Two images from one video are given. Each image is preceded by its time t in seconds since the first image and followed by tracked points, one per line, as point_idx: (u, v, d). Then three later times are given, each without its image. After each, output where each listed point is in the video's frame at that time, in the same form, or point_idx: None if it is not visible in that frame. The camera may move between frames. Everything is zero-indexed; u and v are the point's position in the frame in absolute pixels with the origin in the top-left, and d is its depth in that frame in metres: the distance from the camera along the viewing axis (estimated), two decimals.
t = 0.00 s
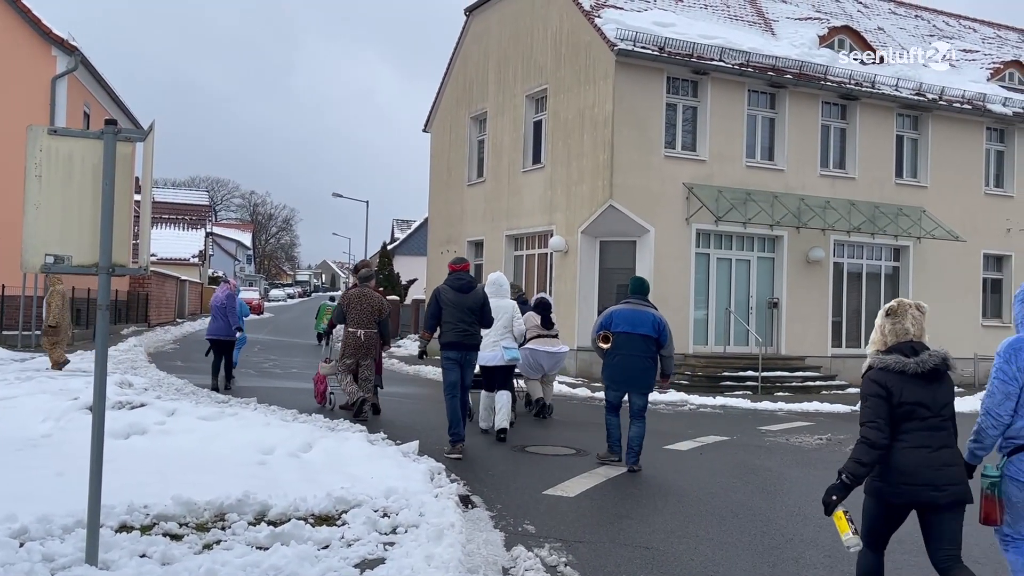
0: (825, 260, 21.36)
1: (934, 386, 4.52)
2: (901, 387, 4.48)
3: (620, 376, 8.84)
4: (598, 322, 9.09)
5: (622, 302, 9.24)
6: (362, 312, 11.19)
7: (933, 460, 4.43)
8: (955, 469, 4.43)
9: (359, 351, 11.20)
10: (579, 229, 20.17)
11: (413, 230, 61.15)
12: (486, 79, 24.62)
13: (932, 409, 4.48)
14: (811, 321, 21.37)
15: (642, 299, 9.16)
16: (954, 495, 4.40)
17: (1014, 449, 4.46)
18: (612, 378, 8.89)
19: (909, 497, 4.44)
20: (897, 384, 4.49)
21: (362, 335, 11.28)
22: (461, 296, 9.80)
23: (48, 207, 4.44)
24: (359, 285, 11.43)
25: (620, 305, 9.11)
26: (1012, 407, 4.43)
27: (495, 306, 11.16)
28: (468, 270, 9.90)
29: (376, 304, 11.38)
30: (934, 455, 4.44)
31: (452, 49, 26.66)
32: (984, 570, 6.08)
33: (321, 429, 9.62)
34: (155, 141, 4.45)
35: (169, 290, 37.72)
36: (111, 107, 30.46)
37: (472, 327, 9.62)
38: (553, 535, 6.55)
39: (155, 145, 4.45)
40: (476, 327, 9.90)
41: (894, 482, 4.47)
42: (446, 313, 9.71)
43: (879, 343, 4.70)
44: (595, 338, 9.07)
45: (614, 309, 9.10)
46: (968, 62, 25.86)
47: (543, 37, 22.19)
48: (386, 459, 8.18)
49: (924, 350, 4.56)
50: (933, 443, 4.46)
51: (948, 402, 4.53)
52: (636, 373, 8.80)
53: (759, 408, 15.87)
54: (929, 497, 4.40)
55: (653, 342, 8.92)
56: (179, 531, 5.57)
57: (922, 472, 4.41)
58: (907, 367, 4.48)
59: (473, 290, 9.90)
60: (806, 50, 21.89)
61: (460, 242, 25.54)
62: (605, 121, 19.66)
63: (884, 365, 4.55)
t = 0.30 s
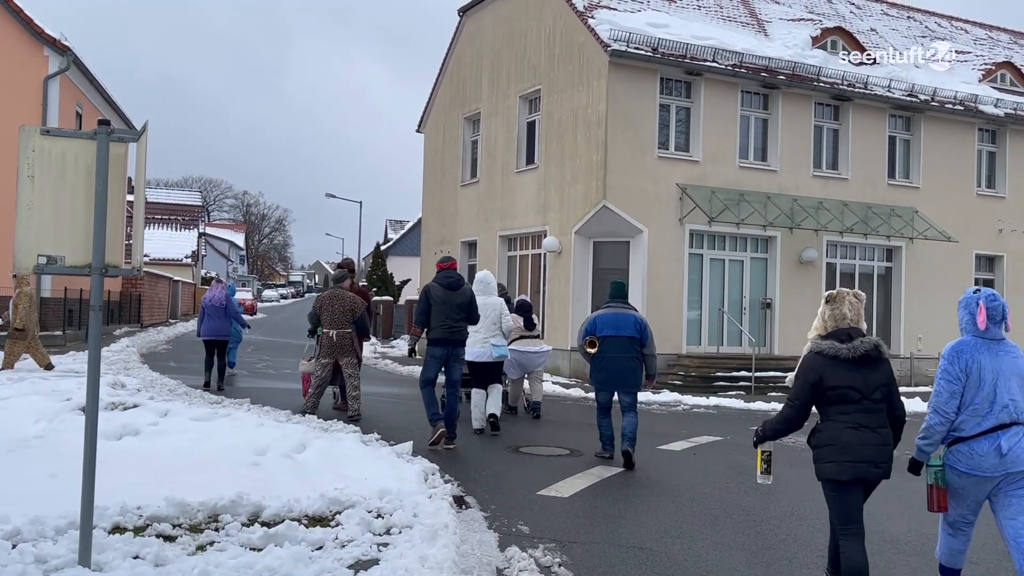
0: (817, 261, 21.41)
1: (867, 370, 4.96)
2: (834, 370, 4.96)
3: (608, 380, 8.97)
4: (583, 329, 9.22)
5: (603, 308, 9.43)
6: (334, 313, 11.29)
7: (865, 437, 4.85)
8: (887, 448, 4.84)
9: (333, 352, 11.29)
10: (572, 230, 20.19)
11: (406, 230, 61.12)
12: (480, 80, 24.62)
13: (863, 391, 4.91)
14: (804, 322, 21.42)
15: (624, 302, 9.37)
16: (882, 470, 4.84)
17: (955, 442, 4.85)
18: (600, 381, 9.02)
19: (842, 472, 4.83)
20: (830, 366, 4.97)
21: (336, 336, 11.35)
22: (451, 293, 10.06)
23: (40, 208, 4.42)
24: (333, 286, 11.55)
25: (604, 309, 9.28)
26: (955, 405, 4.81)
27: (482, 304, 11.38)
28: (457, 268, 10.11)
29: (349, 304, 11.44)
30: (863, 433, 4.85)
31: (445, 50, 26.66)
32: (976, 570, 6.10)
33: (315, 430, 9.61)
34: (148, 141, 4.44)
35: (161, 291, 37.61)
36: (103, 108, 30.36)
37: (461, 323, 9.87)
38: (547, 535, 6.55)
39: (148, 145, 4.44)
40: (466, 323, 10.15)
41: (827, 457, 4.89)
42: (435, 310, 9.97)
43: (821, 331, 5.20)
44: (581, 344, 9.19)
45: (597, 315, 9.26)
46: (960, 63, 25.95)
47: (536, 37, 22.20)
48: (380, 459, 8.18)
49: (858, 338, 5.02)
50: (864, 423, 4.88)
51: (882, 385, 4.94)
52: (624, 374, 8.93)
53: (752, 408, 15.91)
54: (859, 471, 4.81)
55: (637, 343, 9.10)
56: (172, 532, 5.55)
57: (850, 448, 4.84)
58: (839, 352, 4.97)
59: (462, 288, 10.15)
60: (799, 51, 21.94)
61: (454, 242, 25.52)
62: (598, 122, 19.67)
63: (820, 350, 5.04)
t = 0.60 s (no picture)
0: (812, 261, 21.45)
1: (820, 367, 5.24)
2: (789, 366, 5.24)
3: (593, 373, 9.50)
4: (569, 323, 9.74)
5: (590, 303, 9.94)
6: (308, 310, 11.36)
7: (814, 430, 5.15)
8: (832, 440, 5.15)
9: (311, 349, 11.35)
10: (567, 231, 20.20)
11: (401, 232, 61.11)
12: (475, 81, 24.61)
13: (815, 386, 5.19)
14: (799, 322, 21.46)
15: (608, 297, 9.79)
16: (827, 461, 5.15)
17: (910, 423, 5.37)
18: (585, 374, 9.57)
19: (790, 461, 5.15)
20: (786, 362, 5.25)
21: (313, 333, 11.41)
22: (435, 297, 10.13)
23: (34, 209, 4.41)
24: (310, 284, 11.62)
25: (590, 305, 9.76)
26: (906, 388, 5.33)
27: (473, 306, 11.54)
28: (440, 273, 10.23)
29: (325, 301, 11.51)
30: (811, 426, 5.15)
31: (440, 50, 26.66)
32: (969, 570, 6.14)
33: (310, 431, 9.61)
34: (142, 141, 4.44)
35: (156, 292, 37.53)
36: (97, 109, 30.31)
37: (445, 327, 10.00)
38: (543, 536, 6.57)
39: (143, 146, 4.43)
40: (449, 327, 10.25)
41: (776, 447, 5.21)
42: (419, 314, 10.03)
43: (784, 326, 5.48)
44: (568, 337, 9.72)
45: (584, 310, 9.78)
46: (954, 64, 26.03)
47: (531, 38, 22.21)
48: (376, 460, 8.18)
49: (813, 336, 5.30)
50: (813, 417, 5.17)
51: (832, 381, 5.22)
52: (608, 368, 9.43)
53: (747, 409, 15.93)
54: (805, 463, 5.13)
55: (621, 338, 9.60)
56: (167, 534, 5.55)
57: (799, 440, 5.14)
58: (795, 349, 5.25)
59: (446, 290, 10.24)
60: (794, 52, 21.98)
61: (449, 243, 25.52)
62: (593, 122, 19.69)
63: (779, 346, 5.32)
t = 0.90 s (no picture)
0: (810, 262, 21.46)
1: (782, 359, 5.65)
2: (754, 357, 5.62)
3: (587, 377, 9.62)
4: (567, 325, 9.85)
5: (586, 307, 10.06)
6: (297, 311, 11.53)
7: (778, 418, 5.54)
8: (794, 428, 5.53)
9: (301, 350, 11.54)
10: (565, 231, 20.22)
11: (399, 233, 61.13)
12: (473, 81, 24.61)
13: (777, 376, 5.59)
14: (797, 323, 21.47)
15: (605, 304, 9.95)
16: (790, 449, 5.50)
17: (877, 421, 5.70)
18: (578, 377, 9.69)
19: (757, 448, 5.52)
20: (754, 354, 5.62)
21: (302, 334, 11.59)
22: (417, 293, 10.72)
23: (32, 210, 4.42)
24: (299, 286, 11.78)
25: (587, 310, 9.90)
26: (873, 387, 5.68)
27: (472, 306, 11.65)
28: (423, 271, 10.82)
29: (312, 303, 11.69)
30: (776, 415, 5.54)
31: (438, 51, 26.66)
32: (966, 570, 6.15)
33: (309, 432, 9.60)
34: (139, 141, 4.44)
35: (154, 292, 37.48)
36: (95, 109, 30.29)
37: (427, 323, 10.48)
38: (541, 536, 6.56)
39: (141, 147, 4.43)
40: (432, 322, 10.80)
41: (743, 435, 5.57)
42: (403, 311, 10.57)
43: (749, 319, 5.82)
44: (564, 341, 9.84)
45: (580, 314, 9.88)
46: (951, 65, 26.06)
47: (529, 39, 22.22)
48: (374, 461, 8.18)
49: (776, 331, 5.70)
50: (776, 405, 5.56)
51: (793, 373, 5.62)
52: (601, 372, 9.55)
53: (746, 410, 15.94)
54: (768, 449, 5.51)
55: (615, 343, 9.73)
56: (164, 534, 5.54)
57: (764, 428, 5.52)
58: (761, 342, 5.63)
59: (427, 287, 10.84)
60: (791, 53, 22.00)
61: (446, 244, 25.52)
62: (591, 123, 19.70)
63: (745, 340, 5.68)
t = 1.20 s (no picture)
0: (809, 262, 21.47)
1: (742, 353, 6.00)
2: (716, 351, 5.96)
3: (586, 372, 9.92)
4: (563, 321, 10.11)
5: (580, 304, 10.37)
6: (296, 314, 11.62)
7: (740, 408, 5.88)
8: (753, 417, 5.88)
9: (294, 352, 11.63)
10: (565, 232, 20.21)
11: (399, 233, 61.14)
12: (472, 82, 24.61)
13: (738, 369, 5.94)
14: (796, 323, 21.47)
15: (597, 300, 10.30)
16: (750, 438, 5.86)
17: (852, 403, 6.07)
18: (575, 372, 9.97)
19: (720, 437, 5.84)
20: (716, 348, 5.96)
21: (297, 335, 11.69)
22: (409, 297, 11.12)
23: (32, 211, 4.42)
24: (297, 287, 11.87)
25: (580, 306, 10.17)
26: (855, 369, 6.04)
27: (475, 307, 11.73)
28: (416, 276, 11.28)
29: (311, 306, 11.81)
30: (737, 405, 5.87)
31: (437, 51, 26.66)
32: (966, 570, 6.16)
33: (308, 433, 9.60)
34: (139, 142, 4.43)
35: (153, 293, 37.46)
36: (94, 109, 30.29)
37: (417, 325, 10.88)
38: (541, 537, 6.56)
39: (140, 147, 4.43)
40: (422, 326, 11.18)
41: (707, 425, 5.89)
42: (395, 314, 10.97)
43: (711, 316, 6.19)
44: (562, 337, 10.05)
45: (576, 310, 10.17)
46: (950, 65, 26.07)
47: (528, 40, 22.23)
48: (374, 461, 8.18)
49: (737, 327, 6.07)
50: (737, 396, 5.91)
51: (753, 366, 5.99)
52: (600, 365, 9.89)
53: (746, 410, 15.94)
54: (731, 437, 5.84)
55: (611, 338, 10.09)
56: (165, 535, 5.53)
57: (726, 418, 5.86)
58: (723, 337, 5.99)
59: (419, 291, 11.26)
60: (791, 53, 22.00)
61: (446, 244, 25.52)
62: (590, 123, 19.71)
63: (708, 336, 6.03)
